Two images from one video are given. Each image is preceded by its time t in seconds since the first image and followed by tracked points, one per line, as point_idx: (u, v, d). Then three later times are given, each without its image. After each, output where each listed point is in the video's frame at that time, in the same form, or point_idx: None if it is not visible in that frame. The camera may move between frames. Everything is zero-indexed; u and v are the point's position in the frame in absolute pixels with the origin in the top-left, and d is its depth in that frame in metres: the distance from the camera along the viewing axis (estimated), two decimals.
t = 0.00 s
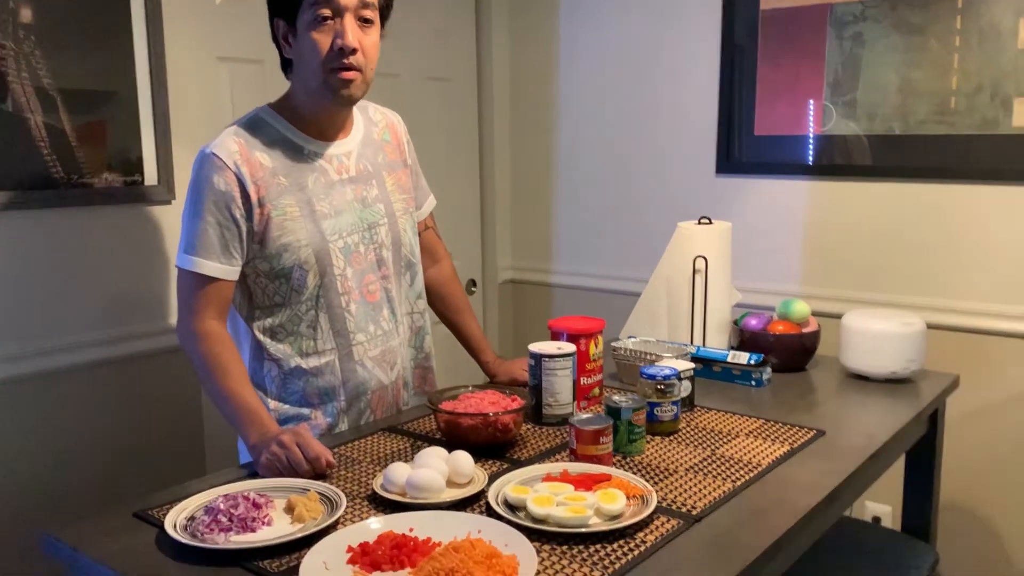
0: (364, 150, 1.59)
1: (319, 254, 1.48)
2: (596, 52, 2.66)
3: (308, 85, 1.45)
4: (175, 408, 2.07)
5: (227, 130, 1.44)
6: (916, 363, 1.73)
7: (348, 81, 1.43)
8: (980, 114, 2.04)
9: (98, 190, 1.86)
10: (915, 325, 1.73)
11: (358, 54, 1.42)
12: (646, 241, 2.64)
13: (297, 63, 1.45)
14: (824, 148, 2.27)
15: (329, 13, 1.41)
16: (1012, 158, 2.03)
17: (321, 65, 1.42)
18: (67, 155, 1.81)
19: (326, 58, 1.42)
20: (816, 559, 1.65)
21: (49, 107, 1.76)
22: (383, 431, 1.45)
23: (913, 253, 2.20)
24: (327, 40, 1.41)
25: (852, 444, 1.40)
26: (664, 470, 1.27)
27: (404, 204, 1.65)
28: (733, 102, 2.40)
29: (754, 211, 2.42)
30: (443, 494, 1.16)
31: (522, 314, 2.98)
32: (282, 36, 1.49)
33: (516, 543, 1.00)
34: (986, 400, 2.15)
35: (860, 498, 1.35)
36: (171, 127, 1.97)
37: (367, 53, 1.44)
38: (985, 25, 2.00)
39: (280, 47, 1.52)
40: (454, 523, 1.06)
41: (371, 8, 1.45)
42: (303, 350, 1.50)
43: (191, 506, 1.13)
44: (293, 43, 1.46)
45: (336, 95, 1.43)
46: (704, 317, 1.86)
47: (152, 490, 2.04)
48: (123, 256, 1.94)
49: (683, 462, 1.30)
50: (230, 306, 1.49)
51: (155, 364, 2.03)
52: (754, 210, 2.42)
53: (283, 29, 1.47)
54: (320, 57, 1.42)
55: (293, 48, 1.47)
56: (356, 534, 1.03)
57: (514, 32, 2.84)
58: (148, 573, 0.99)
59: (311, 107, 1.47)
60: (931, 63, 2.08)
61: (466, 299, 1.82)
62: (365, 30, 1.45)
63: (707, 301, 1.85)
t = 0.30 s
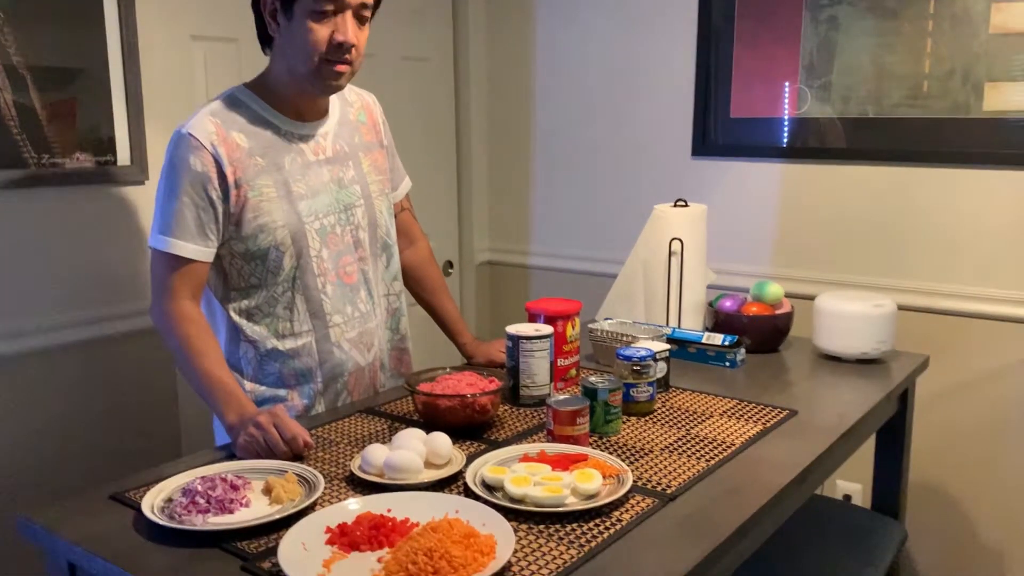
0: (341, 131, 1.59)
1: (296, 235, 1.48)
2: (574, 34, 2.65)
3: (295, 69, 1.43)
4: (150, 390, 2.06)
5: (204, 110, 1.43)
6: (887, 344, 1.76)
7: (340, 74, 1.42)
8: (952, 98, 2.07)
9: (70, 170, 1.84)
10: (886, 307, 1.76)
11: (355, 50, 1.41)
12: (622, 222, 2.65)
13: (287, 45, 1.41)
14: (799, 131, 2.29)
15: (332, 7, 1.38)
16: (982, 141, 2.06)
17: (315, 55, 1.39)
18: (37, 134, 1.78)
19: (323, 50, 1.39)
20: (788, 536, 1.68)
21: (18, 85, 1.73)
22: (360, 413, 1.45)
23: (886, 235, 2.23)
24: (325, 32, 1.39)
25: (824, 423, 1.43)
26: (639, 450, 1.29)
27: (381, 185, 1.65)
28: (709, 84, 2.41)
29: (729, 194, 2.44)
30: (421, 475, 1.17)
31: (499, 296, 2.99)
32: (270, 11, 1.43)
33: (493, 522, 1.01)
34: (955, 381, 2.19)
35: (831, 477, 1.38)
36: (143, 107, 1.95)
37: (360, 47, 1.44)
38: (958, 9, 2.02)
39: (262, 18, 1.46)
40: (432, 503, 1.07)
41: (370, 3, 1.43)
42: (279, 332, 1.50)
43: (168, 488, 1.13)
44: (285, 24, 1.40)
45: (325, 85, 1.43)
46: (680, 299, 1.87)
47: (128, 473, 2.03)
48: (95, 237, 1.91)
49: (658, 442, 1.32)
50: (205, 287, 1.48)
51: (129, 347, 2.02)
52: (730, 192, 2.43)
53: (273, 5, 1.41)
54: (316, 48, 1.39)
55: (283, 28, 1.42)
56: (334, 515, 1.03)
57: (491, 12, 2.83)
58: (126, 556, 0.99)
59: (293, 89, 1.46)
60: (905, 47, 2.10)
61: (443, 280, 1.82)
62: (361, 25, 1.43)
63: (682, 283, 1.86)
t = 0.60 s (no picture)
0: (332, 127, 1.60)
1: (294, 229, 1.49)
2: (563, 28, 2.66)
3: (293, 65, 1.43)
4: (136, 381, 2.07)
5: (203, 102, 1.42)
6: (868, 339, 1.78)
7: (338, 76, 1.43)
8: (934, 96, 2.09)
9: (55, 162, 1.84)
10: (867, 303, 1.79)
11: (354, 55, 1.43)
12: (610, 217, 2.66)
13: (288, 42, 1.41)
14: (783, 128, 2.31)
15: (338, 12, 1.39)
16: (964, 139, 2.08)
17: (317, 56, 1.40)
18: (23, 125, 1.78)
19: (325, 52, 1.40)
20: (768, 528, 1.71)
21: (3, 76, 1.73)
22: (346, 406, 1.46)
23: (868, 232, 2.25)
24: (329, 35, 1.39)
25: (803, 418, 1.45)
26: (621, 444, 1.30)
27: (368, 179, 1.67)
28: (695, 80, 2.42)
29: (715, 190, 2.45)
30: (406, 467, 1.18)
31: (485, 289, 3.00)
32: (272, 6, 1.42)
33: (477, 515, 1.03)
34: (934, 375, 2.22)
35: (810, 471, 1.40)
36: (130, 99, 1.95)
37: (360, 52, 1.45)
38: (940, 8, 2.05)
39: (262, 11, 1.44)
40: (416, 496, 1.09)
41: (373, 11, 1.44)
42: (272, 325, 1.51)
43: (155, 480, 1.14)
44: (287, 21, 1.40)
45: (321, 85, 1.44)
46: (664, 294, 1.89)
47: (114, 464, 2.04)
48: (81, 229, 1.91)
49: (640, 435, 1.34)
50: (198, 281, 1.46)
51: (116, 338, 2.02)
52: (715, 188, 2.45)
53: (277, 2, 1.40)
54: (319, 49, 1.39)
55: (284, 25, 1.41)
56: (320, 507, 1.05)
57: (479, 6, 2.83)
58: (113, 547, 1.00)
59: (288, 84, 1.47)
60: (888, 45, 2.13)
61: (429, 274, 1.83)
62: (362, 31, 1.45)
63: (666, 278, 1.88)
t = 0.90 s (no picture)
0: (347, 130, 1.61)
1: (313, 232, 1.50)
2: (569, 31, 2.66)
3: (317, 72, 1.44)
4: (143, 384, 2.08)
5: (226, 103, 1.42)
6: (872, 341, 1.78)
7: (360, 88, 1.45)
8: (939, 98, 2.09)
9: (64, 167, 1.85)
10: (872, 304, 1.79)
11: (378, 69, 1.44)
12: (615, 220, 2.66)
13: (315, 51, 1.41)
14: (787, 130, 2.31)
15: (368, 27, 1.39)
16: (968, 141, 2.08)
17: (343, 68, 1.41)
18: (32, 129, 1.79)
19: (351, 65, 1.41)
20: (772, 530, 1.71)
21: (12, 81, 1.74)
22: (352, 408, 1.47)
23: (873, 234, 2.25)
24: (357, 49, 1.40)
25: (808, 420, 1.45)
26: (626, 446, 1.31)
27: (377, 183, 1.69)
28: (700, 82, 2.43)
29: (720, 192, 2.46)
30: (411, 469, 1.19)
31: (491, 292, 3.01)
32: (302, 12, 1.41)
33: (482, 516, 1.04)
34: (939, 377, 2.22)
35: (814, 473, 1.40)
36: (137, 103, 1.96)
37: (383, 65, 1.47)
38: (945, 11, 2.05)
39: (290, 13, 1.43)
40: (421, 497, 1.09)
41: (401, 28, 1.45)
42: (289, 326, 1.52)
43: (163, 482, 1.15)
44: (316, 30, 1.40)
45: (343, 95, 1.45)
46: (669, 296, 1.89)
47: (122, 466, 2.05)
48: (89, 233, 1.93)
49: (645, 437, 1.35)
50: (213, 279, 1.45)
51: (123, 341, 2.03)
52: (720, 191, 2.46)
53: (309, 9, 1.39)
54: (345, 63, 1.40)
55: (313, 33, 1.41)
56: (327, 509, 1.06)
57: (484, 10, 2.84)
58: (121, 548, 1.01)
59: (310, 89, 1.48)
60: (892, 47, 2.13)
61: (434, 276, 1.84)
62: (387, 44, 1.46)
63: (671, 281, 1.89)
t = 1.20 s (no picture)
0: (355, 133, 1.62)
1: (319, 235, 1.51)
2: (576, 34, 2.66)
3: (322, 76, 1.44)
4: (150, 387, 2.09)
5: (232, 107, 1.43)
6: (879, 343, 1.78)
7: (366, 95, 1.46)
8: (945, 99, 2.09)
9: (72, 170, 1.86)
10: (878, 307, 1.78)
11: (383, 74, 1.44)
12: (621, 222, 2.66)
13: (321, 56, 1.42)
14: (793, 132, 2.31)
15: (373, 32, 1.39)
16: (975, 142, 2.08)
17: (348, 75, 1.42)
18: (40, 134, 1.80)
19: (355, 71, 1.41)
20: (779, 533, 1.71)
21: (21, 86, 1.76)
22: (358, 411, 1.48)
23: (880, 236, 2.25)
24: (362, 55, 1.40)
25: (814, 422, 1.45)
26: (631, 449, 1.31)
27: (386, 186, 1.69)
28: (706, 84, 2.42)
29: (726, 194, 2.45)
30: (416, 472, 1.19)
31: (497, 294, 3.01)
32: (308, 17, 1.41)
33: (487, 520, 1.04)
34: (946, 379, 2.21)
35: (820, 475, 1.40)
36: (145, 107, 1.97)
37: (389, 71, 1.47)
38: (952, 12, 2.04)
39: (297, 18, 1.44)
40: (427, 500, 1.10)
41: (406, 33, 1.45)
42: (294, 328, 1.53)
43: (169, 485, 1.15)
44: (322, 35, 1.40)
45: (348, 101, 1.46)
46: (674, 298, 1.89)
47: (131, 468, 2.06)
48: (97, 235, 1.94)
49: (650, 440, 1.34)
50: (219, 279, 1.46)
51: (132, 344, 2.04)
52: (726, 193, 2.45)
53: (315, 15, 1.40)
54: (350, 69, 1.41)
55: (319, 39, 1.41)
56: (332, 512, 1.06)
57: (490, 13, 2.84)
58: (128, 551, 1.01)
59: (316, 94, 1.48)
60: (899, 48, 2.12)
61: (440, 279, 1.85)
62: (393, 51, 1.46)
63: (677, 283, 1.89)
